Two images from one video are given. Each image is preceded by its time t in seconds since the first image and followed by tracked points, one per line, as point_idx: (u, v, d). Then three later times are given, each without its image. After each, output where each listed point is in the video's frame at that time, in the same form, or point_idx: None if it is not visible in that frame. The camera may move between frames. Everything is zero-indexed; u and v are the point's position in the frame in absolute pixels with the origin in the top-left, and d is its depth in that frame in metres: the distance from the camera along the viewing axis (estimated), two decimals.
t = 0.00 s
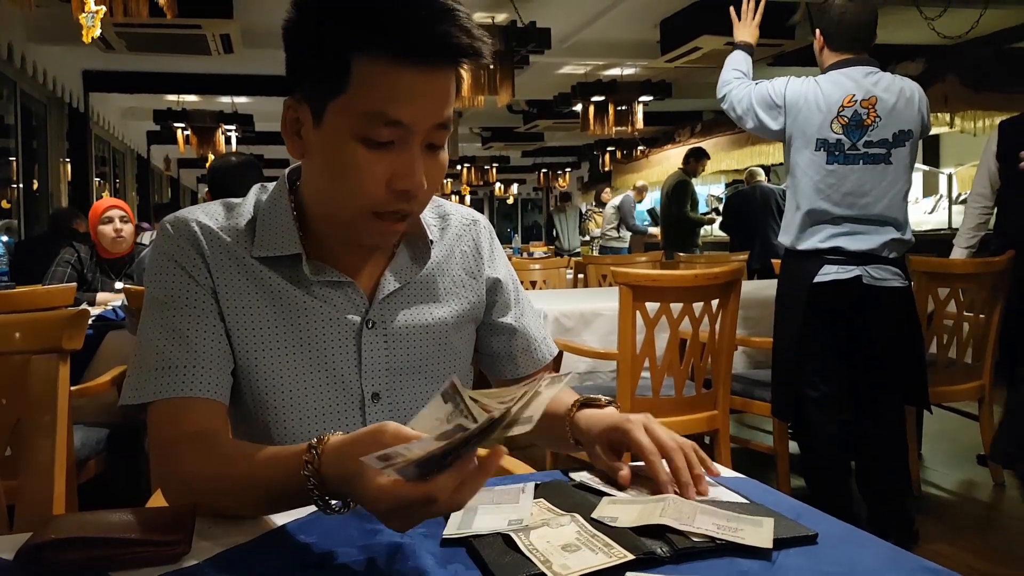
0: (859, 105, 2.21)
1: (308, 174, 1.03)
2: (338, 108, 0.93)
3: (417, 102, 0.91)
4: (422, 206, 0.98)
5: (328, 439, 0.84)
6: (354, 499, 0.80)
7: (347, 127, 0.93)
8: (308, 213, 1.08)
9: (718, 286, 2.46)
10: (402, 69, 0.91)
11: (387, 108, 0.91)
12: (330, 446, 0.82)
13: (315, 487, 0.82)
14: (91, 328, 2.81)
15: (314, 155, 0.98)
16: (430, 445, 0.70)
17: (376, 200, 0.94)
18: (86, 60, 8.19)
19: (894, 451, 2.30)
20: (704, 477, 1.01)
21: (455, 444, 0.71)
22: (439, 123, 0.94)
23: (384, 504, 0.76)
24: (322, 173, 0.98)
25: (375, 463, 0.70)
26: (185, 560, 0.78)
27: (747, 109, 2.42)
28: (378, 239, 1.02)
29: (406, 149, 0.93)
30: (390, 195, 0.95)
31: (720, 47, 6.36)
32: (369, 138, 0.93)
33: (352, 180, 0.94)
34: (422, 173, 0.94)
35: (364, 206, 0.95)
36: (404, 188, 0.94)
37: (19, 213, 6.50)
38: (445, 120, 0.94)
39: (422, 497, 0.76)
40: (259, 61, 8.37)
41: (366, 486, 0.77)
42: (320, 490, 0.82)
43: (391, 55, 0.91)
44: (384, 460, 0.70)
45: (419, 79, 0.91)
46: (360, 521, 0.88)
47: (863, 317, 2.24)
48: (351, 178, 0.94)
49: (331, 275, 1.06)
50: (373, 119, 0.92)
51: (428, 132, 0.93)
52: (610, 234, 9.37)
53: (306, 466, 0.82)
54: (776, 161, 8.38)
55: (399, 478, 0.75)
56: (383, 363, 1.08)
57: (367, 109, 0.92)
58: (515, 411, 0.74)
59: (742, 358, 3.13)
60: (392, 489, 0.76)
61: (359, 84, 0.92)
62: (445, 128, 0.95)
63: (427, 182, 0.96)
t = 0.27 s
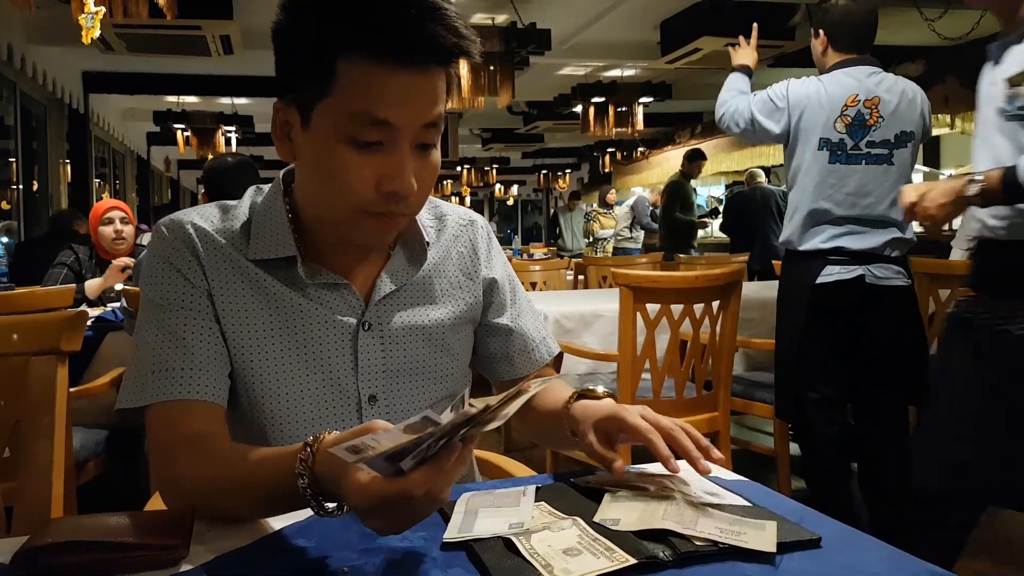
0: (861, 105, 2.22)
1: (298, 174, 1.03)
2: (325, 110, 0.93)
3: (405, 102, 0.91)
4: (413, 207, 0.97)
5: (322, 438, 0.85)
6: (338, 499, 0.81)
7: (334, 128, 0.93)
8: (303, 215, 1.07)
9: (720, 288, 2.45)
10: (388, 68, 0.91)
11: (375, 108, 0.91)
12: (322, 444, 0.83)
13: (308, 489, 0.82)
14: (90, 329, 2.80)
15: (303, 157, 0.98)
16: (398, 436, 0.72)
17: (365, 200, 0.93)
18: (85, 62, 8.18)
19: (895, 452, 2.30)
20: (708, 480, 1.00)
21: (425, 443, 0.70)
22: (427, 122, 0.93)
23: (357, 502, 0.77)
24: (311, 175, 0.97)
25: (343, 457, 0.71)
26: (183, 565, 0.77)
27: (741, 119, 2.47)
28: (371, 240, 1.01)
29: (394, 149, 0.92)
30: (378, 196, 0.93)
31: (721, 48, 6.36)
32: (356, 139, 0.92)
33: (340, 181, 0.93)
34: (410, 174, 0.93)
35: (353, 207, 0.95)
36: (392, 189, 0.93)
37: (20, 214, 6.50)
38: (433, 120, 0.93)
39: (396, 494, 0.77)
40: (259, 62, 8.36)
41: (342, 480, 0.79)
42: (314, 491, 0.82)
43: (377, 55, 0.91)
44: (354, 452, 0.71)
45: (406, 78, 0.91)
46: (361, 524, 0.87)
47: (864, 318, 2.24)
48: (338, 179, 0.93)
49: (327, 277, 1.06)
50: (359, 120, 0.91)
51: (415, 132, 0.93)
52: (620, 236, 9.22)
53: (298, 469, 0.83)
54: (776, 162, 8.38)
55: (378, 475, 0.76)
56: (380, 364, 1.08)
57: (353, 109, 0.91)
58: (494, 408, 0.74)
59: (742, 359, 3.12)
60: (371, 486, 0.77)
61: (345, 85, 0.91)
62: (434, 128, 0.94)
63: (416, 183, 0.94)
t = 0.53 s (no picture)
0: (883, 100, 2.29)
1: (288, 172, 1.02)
2: (313, 101, 0.91)
3: (395, 91, 0.89)
4: (407, 199, 0.94)
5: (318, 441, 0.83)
6: (329, 505, 0.78)
7: (322, 121, 0.91)
8: (295, 214, 1.06)
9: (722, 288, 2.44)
10: (375, 58, 0.89)
11: (364, 98, 0.89)
12: (319, 448, 0.82)
13: (303, 497, 0.79)
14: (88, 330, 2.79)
15: (292, 152, 0.96)
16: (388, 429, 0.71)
17: (355, 193, 0.91)
18: (84, 61, 8.17)
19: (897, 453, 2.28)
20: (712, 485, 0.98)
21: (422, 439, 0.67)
22: (418, 111, 0.91)
23: (347, 503, 0.75)
24: (301, 170, 0.95)
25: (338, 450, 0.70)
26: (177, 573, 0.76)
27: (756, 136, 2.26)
28: (363, 238, 0.99)
29: (385, 141, 0.90)
30: (368, 188, 0.91)
31: (721, 48, 6.34)
32: (345, 130, 0.90)
33: (330, 174, 0.91)
34: (402, 165, 0.91)
35: (344, 201, 0.92)
36: (382, 180, 0.91)
37: (19, 214, 6.49)
38: (423, 109, 0.92)
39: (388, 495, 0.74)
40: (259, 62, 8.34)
41: (335, 482, 0.77)
42: (308, 497, 0.80)
43: (364, 45, 0.89)
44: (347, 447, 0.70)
45: (396, 67, 0.89)
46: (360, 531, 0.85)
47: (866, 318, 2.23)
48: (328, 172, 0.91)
49: (320, 278, 1.04)
50: (348, 110, 0.90)
51: (406, 121, 0.91)
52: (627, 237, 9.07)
53: (293, 475, 0.80)
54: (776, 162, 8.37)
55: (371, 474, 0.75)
56: (375, 367, 1.06)
57: (341, 100, 0.90)
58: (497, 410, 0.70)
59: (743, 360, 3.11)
60: (365, 488, 0.75)
61: (333, 75, 0.90)
62: (425, 118, 0.93)
63: (409, 174, 0.92)
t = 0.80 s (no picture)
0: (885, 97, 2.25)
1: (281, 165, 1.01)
2: (300, 94, 0.91)
3: (379, 80, 0.88)
4: (397, 192, 0.93)
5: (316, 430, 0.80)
6: (323, 491, 0.76)
7: (308, 113, 0.90)
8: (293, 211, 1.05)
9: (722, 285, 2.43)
10: (360, 48, 0.89)
11: (348, 88, 0.89)
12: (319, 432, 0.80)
13: (301, 492, 0.78)
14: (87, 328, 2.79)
15: (281, 147, 0.96)
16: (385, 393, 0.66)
17: (339, 185, 0.90)
18: (83, 58, 8.16)
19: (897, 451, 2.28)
20: (714, 483, 0.98)
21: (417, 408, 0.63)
22: (405, 101, 0.90)
23: (334, 476, 0.73)
24: (290, 165, 0.95)
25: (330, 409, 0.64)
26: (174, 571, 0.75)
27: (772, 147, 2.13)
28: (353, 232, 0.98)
29: (368, 131, 0.89)
30: (354, 180, 0.90)
31: (721, 45, 6.33)
32: (331, 121, 0.90)
33: (316, 166, 0.91)
34: (388, 157, 0.89)
35: (331, 193, 0.92)
36: (367, 172, 0.90)
37: (18, 211, 6.49)
38: (411, 99, 0.90)
39: (380, 472, 0.72)
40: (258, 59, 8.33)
41: (327, 454, 0.75)
42: (305, 493, 0.78)
43: (348, 36, 0.89)
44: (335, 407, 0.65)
45: (381, 56, 0.89)
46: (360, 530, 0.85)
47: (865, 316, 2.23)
48: (314, 165, 0.91)
49: (319, 277, 1.03)
50: (333, 101, 0.89)
51: (392, 112, 0.89)
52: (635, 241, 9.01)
53: (290, 463, 0.79)
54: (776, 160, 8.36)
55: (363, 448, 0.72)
56: (374, 366, 1.06)
57: (327, 91, 0.89)
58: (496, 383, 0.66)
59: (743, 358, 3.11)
60: (360, 461, 0.72)
61: (318, 66, 0.90)
62: (413, 109, 0.91)
63: (396, 167, 0.91)
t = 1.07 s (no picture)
0: (881, 95, 2.28)
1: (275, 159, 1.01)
2: (289, 85, 0.91)
3: (367, 70, 0.89)
4: (387, 182, 0.92)
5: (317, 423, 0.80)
6: (321, 487, 0.76)
7: (296, 104, 0.91)
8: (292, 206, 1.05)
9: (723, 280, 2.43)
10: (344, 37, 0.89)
11: (333, 77, 0.89)
12: (320, 425, 0.80)
13: (300, 488, 0.78)
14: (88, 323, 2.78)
15: (274, 140, 0.96)
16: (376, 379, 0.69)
17: (329, 176, 0.90)
18: (82, 52, 8.13)
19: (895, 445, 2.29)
20: (714, 478, 0.98)
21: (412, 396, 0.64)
22: (392, 91, 0.90)
23: (328, 462, 0.74)
24: (281, 157, 0.95)
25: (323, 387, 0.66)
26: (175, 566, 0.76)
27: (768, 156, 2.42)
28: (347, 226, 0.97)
29: (356, 122, 0.89)
30: (341, 171, 0.90)
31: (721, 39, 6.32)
32: (317, 111, 0.90)
33: (304, 157, 0.90)
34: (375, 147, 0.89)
35: (319, 184, 0.91)
36: (354, 162, 0.89)
37: (17, 205, 6.48)
38: (398, 88, 0.90)
39: (374, 460, 0.72)
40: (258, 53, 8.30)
41: (323, 441, 0.76)
42: (304, 492, 0.79)
43: (335, 25, 0.89)
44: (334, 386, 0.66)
45: (369, 46, 0.89)
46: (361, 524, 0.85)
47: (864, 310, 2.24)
48: (302, 156, 0.91)
49: (319, 272, 1.03)
50: (319, 91, 0.89)
51: (378, 101, 0.89)
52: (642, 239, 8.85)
53: (291, 452, 0.79)
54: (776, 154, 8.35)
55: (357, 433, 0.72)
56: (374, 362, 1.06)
57: (313, 82, 0.89)
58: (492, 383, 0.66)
59: (743, 352, 3.11)
60: (354, 447, 0.73)
61: (305, 56, 0.90)
62: (402, 99, 0.91)
63: (384, 157, 0.90)
